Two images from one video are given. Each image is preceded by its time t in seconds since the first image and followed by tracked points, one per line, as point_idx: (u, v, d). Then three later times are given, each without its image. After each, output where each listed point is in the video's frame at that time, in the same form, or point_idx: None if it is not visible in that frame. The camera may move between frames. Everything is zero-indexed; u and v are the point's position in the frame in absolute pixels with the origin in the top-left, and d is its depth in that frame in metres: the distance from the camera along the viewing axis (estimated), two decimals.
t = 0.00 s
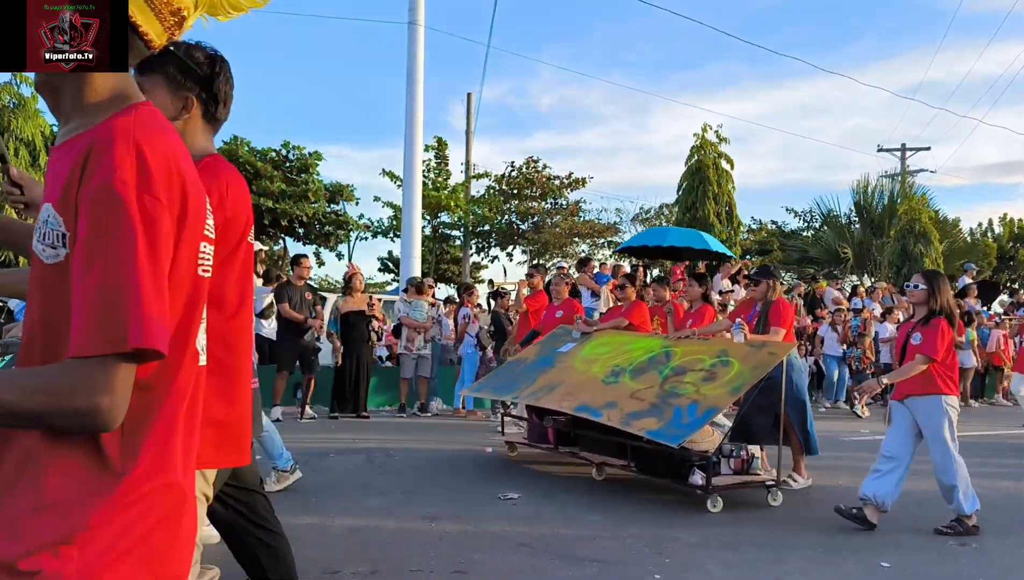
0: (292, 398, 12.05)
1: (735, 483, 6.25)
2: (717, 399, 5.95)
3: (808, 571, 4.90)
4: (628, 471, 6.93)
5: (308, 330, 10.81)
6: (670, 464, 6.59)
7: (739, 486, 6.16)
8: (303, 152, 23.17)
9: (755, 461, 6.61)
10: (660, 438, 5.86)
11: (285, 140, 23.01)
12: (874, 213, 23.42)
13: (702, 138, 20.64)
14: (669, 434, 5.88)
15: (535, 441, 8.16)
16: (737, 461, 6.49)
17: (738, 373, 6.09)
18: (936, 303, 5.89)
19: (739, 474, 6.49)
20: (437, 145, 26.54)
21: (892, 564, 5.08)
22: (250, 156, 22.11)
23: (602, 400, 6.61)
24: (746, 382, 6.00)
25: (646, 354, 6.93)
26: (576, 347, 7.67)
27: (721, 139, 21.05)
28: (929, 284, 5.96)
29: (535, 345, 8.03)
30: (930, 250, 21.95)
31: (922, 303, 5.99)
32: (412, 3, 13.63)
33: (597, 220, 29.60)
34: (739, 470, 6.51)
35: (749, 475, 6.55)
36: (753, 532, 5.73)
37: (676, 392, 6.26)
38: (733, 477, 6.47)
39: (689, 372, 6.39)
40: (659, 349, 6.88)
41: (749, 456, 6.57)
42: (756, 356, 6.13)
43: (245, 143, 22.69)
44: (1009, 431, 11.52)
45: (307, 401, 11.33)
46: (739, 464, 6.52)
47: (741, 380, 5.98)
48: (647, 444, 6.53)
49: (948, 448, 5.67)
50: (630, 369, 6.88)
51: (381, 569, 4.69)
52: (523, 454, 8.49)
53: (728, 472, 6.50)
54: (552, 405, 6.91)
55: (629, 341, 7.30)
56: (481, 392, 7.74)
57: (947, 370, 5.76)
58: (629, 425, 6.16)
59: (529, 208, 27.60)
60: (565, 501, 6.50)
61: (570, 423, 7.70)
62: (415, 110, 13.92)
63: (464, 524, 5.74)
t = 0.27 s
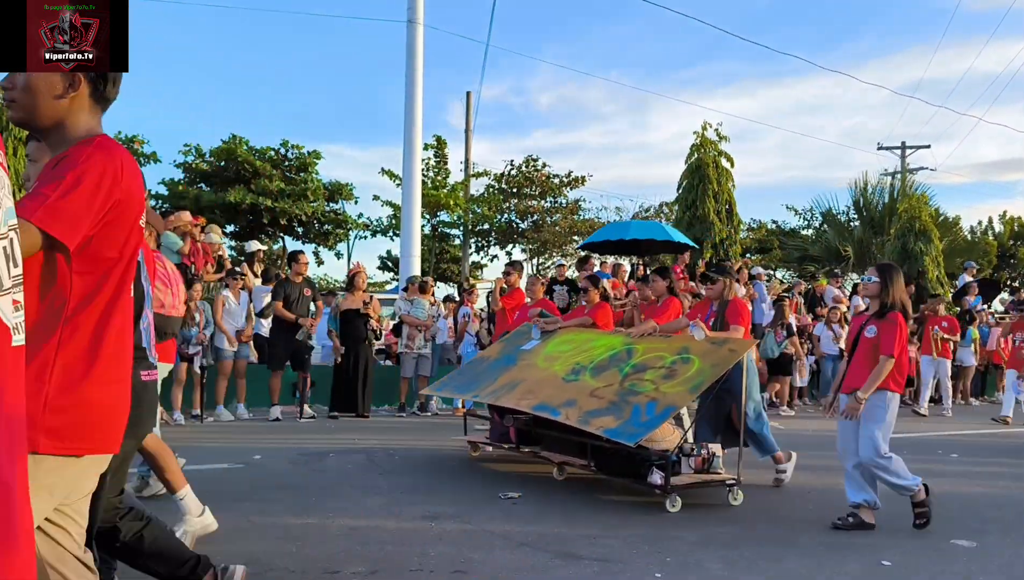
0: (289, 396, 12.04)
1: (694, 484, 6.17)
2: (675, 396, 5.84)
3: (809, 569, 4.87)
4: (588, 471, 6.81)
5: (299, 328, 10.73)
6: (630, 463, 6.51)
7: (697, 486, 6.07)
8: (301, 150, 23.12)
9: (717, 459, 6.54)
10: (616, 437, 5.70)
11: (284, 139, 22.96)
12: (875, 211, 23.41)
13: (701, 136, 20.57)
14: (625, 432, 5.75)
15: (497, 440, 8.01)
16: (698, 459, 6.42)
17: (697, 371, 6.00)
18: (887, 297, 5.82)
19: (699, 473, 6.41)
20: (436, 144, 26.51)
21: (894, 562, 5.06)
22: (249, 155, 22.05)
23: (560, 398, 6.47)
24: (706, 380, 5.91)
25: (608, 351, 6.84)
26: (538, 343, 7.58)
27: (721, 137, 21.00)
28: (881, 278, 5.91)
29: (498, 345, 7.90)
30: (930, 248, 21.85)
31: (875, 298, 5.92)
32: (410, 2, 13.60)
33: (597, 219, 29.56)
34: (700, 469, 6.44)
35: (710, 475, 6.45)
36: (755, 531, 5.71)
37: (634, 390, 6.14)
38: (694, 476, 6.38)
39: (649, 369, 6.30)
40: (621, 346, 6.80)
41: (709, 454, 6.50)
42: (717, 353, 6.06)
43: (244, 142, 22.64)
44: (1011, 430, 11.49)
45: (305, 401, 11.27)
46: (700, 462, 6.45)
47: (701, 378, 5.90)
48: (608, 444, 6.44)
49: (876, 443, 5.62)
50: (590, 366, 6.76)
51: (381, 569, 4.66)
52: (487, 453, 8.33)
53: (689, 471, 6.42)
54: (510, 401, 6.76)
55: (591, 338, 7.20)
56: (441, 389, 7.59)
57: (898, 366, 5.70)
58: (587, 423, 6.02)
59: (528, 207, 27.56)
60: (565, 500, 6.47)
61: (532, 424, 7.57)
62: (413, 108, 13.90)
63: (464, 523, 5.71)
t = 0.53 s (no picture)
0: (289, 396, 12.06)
1: (654, 482, 6.16)
2: (634, 395, 5.78)
3: (809, 569, 4.90)
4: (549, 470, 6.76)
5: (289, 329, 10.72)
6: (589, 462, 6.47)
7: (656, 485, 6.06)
8: (301, 151, 23.17)
9: (679, 458, 6.55)
10: (574, 436, 5.60)
11: (284, 139, 22.99)
12: (873, 211, 23.50)
13: (700, 136, 20.60)
14: (583, 431, 5.66)
15: (457, 441, 7.96)
16: (659, 459, 6.43)
17: (658, 370, 5.96)
18: (846, 298, 5.62)
19: (660, 473, 6.40)
20: (435, 145, 26.60)
21: (893, 561, 5.10)
22: (249, 155, 22.08)
23: (518, 397, 6.36)
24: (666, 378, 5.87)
25: (570, 351, 6.78)
26: (501, 344, 7.50)
27: (720, 137, 21.03)
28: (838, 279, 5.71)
29: (459, 345, 7.86)
30: (929, 248, 21.87)
31: (832, 299, 5.74)
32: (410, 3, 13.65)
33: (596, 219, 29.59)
34: (660, 468, 6.44)
35: (671, 475, 6.45)
36: (755, 530, 5.74)
37: (594, 389, 6.07)
38: (656, 476, 6.38)
39: (610, 368, 6.24)
40: (584, 346, 6.73)
41: (671, 454, 6.51)
42: (678, 352, 6.05)
43: (244, 142, 22.67)
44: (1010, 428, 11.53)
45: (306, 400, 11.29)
46: (661, 462, 6.45)
47: (661, 377, 5.85)
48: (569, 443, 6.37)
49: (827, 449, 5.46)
50: (552, 365, 6.67)
51: (382, 569, 4.69)
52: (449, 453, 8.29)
53: (650, 470, 6.42)
54: (470, 401, 6.63)
55: (555, 338, 7.13)
56: (402, 390, 7.49)
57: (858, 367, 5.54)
58: (545, 422, 5.91)
59: (528, 207, 27.62)
60: (565, 500, 6.50)
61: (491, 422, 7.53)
62: (413, 108, 13.93)
63: (465, 523, 5.73)
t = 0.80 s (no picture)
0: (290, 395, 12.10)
1: (614, 485, 6.12)
2: (594, 397, 5.80)
3: (807, 569, 4.93)
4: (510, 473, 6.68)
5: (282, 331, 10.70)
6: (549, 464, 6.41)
7: (616, 487, 6.02)
8: (302, 152, 23.22)
9: (641, 460, 6.53)
10: (534, 438, 5.60)
11: (285, 140, 23.05)
12: (871, 212, 23.57)
13: (700, 137, 20.63)
14: (543, 433, 5.67)
15: (421, 442, 7.90)
16: (621, 460, 6.41)
17: (619, 370, 5.99)
18: (801, 295, 5.57)
19: (621, 475, 6.37)
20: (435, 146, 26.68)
21: (891, 561, 5.13)
22: (250, 157, 22.13)
23: (479, 398, 6.35)
24: (627, 378, 5.90)
25: (533, 350, 6.75)
26: (466, 343, 7.44)
27: (720, 137, 21.08)
28: (795, 275, 5.65)
29: (424, 343, 7.75)
30: (928, 248, 21.92)
31: (790, 295, 5.69)
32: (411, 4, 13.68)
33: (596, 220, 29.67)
34: (622, 470, 6.41)
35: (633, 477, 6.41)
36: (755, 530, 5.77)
37: (554, 389, 6.08)
38: (616, 478, 6.34)
39: (572, 368, 6.25)
40: (547, 345, 6.72)
41: (633, 455, 6.50)
42: (640, 352, 6.05)
43: (245, 143, 22.72)
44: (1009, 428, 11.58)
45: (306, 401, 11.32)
46: (622, 464, 6.42)
47: (622, 378, 5.87)
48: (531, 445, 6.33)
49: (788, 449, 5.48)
50: (514, 365, 6.66)
51: (382, 569, 4.72)
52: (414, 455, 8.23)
53: (611, 472, 6.38)
54: (432, 401, 6.58)
55: (519, 336, 7.11)
56: (365, 390, 7.41)
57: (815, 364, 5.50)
58: (505, 423, 5.91)
59: (528, 208, 27.69)
60: (564, 500, 6.53)
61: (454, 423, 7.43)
62: (413, 109, 13.98)
63: (465, 523, 5.76)
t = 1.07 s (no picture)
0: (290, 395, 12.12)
1: (570, 488, 5.95)
2: (550, 399, 5.65)
3: (807, 569, 4.94)
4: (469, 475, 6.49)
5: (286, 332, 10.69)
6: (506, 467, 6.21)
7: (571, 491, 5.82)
8: (303, 153, 23.24)
9: (602, 463, 6.33)
10: (486, 442, 5.45)
11: (285, 141, 23.07)
12: (871, 213, 23.57)
13: (700, 138, 20.63)
14: (497, 437, 5.52)
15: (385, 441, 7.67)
16: (581, 463, 6.22)
17: (579, 371, 5.84)
18: (761, 293, 5.57)
19: (581, 478, 6.18)
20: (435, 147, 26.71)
21: (891, 562, 5.14)
22: (250, 157, 22.13)
23: (437, 399, 6.20)
24: (586, 379, 5.75)
25: (496, 350, 6.61)
26: (432, 343, 7.28)
27: (720, 138, 21.08)
28: (755, 274, 5.65)
29: (392, 344, 7.57)
30: (928, 249, 21.91)
31: (750, 294, 5.67)
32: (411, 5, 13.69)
33: (597, 220, 29.67)
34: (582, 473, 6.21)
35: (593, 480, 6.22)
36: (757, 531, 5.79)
37: (512, 391, 5.93)
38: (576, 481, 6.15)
39: (531, 369, 6.11)
40: (510, 344, 6.56)
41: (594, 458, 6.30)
42: (600, 352, 5.91)
43: (246, 144, 22.74)
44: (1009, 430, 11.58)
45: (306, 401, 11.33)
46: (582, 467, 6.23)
47: (579, 378, 5.72)
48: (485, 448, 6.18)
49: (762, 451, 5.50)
50: (476, 366, 6.51)
51: (382, 569, 4.73)
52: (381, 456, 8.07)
53: (571, 475, 6.21)
54: (391, 404, 6.46)
55: (483, 335, 6.96)
56: (330, 392, 7.31)
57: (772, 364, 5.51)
58: (459, 426, 5.77)
59: (529, 209, 27.70)
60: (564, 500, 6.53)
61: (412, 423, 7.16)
62: (414, 110, 13.98)
63: (465, 523, 5.76)
